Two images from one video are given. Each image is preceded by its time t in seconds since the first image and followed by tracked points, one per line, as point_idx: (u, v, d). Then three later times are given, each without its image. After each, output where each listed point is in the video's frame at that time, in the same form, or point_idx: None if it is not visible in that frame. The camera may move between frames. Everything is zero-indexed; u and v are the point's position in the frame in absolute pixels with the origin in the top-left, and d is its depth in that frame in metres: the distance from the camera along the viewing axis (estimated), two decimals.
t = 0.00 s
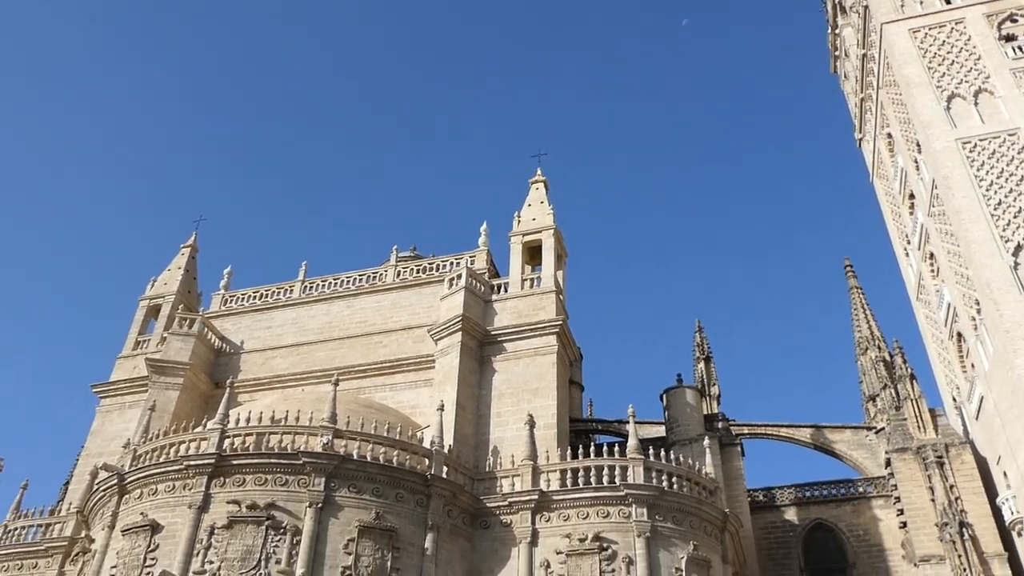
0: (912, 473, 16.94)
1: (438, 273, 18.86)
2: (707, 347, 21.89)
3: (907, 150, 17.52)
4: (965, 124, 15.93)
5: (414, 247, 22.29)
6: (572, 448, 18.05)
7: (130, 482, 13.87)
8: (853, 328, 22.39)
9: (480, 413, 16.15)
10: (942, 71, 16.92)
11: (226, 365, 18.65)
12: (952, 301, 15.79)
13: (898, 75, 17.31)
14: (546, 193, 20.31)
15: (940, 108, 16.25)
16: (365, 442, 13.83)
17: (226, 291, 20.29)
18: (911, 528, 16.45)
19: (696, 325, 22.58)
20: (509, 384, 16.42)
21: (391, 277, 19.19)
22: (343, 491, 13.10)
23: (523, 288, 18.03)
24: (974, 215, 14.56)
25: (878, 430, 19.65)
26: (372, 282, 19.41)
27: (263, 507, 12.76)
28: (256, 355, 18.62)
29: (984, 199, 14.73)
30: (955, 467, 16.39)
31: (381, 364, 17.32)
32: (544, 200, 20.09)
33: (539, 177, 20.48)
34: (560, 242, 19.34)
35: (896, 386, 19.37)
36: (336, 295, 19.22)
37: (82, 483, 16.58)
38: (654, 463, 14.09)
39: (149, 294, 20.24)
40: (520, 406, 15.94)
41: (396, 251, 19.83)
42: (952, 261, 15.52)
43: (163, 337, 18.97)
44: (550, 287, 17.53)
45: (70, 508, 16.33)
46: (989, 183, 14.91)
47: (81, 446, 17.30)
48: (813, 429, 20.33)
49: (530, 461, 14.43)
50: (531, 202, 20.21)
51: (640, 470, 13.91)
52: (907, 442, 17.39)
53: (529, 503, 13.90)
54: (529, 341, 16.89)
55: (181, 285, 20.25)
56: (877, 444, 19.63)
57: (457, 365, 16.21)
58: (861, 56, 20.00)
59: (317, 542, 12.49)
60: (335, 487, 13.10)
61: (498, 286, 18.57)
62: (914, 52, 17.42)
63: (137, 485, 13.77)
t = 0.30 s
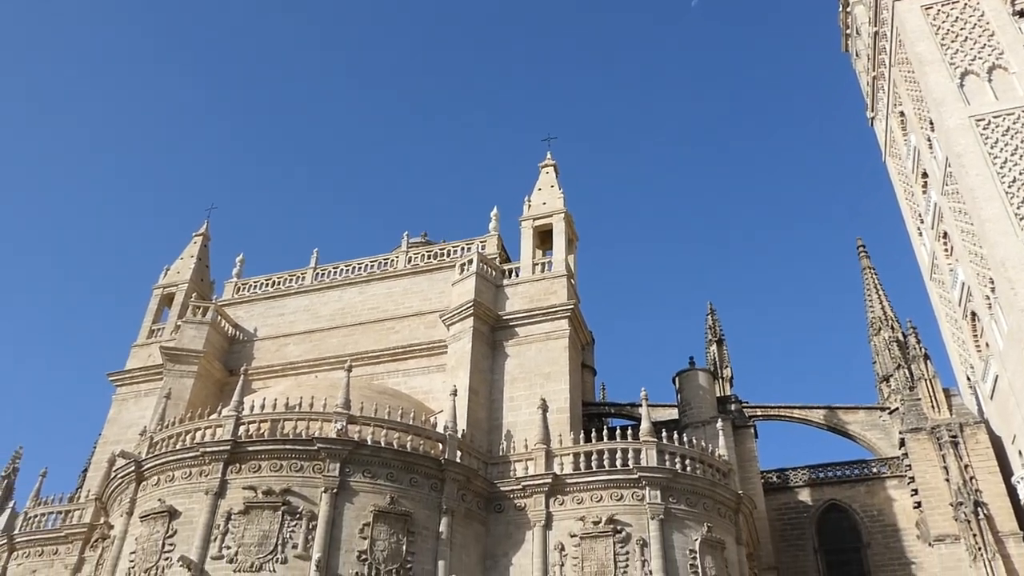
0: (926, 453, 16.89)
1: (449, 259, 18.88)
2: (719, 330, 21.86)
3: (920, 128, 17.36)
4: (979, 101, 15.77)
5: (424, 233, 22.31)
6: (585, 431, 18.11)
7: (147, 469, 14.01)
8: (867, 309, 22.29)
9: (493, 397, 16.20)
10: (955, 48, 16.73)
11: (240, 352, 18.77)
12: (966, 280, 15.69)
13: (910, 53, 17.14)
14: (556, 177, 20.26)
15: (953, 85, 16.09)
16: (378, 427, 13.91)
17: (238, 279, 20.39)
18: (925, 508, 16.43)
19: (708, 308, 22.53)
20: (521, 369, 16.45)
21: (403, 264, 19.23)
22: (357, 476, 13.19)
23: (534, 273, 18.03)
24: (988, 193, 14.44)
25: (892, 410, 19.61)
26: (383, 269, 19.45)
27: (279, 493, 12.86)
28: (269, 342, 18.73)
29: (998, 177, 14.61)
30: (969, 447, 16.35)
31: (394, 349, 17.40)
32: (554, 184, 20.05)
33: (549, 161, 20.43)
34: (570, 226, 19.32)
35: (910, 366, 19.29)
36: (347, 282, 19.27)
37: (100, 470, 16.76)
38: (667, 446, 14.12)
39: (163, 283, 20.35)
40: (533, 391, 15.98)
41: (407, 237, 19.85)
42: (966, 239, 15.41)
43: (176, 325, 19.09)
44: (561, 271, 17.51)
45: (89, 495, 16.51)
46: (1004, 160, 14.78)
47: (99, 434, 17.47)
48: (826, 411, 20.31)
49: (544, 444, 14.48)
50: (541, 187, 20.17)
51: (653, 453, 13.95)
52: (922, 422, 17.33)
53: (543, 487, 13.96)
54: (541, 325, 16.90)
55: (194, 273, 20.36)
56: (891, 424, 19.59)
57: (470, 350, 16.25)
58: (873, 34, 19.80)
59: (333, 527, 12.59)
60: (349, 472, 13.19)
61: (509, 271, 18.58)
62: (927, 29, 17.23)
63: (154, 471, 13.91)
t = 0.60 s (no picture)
0: (943, 433, 16.82)
1: (462, 247, 18.89)
2: (733, 313, 21.80)
3: (934, 107, 17.20)
4: (994, 78, 15.60)
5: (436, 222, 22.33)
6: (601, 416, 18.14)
7: (167, 459, 14.13)
8: (882, 290, 22.16)
9: (508, 384, 16.24)
10: (970, 25, 16.54)
11: (256, 342, 18.88)
12: (983, 259, 15.58)
13: (924, 30, 16.95)
14: (567, 163, 20.21)
15: (967, 62, 15.92)
16: (395, 415, 13.98)
17: (253, 270, 20.47)
18: (943, 489, 16.37)
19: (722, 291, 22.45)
20: (536, 355, 16.47)
21: (415, 252, 19.25)
22: (374, 464, 13.27)
23: (547, 259, 18.02)
24: (1004, 171, 14.32)
25: (909, 391, 19.53)
26: (396, 257, 19.48)
27: (297, 481, 12.96)
28: (284, 332, 18.82)
29: (1014, 154, 14.47)
30: (987, 427, 16.27)
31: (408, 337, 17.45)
32: (566, 169, 20.00)
33: (560, 147, 20.37)
34: (583, 212, 19.28)
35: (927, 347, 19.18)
36: (361, 271, 19.32)
37: (121, 461, 16.93)
38: (683, 430, 14.13)
39: (178, 274, 20.47)
40: (547, 376, 16.00)
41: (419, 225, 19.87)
42: (982, 218, 15.29)
43: (192, 316, 19.21)
44: (574, 257, 17.49)
45: (110, 485, 16.68)
46: (1020, 138, 14.64)
47: (118, 425, 17.64)
48: (842, 392, 20.25)
49: (559, 430, 14.52)
50: (553, 173, 20.13)
51: (669, 437, 13.97)
52: (938, 402, 17.25)
53: (560, 472, 14.01)
54: (555, 311, 16.90)
55: (208, 265, 20.46)
56: (908, 405, 19.51)
57: (484, 337, 16.29)
58: (886, 12, 19.59)
59: (351, 514, 12.69)
60: (366, 460, 13.27)
61: (522, 257, 18.57)
62: (941, 6, 17.03)
63: (174, 461, 14.03)
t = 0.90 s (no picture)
0: (977, 422, 16.63)
1: (486, 241, 18.91)
2: (760, 303, 21.65)
3: (963, 91, 16.94)
4: None
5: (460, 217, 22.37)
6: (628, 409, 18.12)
7: (199, 458, 14.33)
8: (912, 277, 21.89)
9: (534, 377, 16.26)
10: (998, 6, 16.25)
11: (284, 340, 19.06)
12: (1014, 244, 15.35)
13: (951, 14, 16.69)
14: (591, 155, 20.15)
15: (996, 45, 15.65)
16: (422, 410, 14.06)
17: (279, 269, 20.65)
18: (977, 478, 16.14)
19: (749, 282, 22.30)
20: (562, 348, 16.47)
21: (440, 247, 19.31)
22: (403, 460, 13.36)
23: (572, 252, 17.99)
24: None
25: (940, 379, 19.29)
26: (421, 253, 19.55)
27: (327, 477, 13.07)
28: (312, 329, 18.98)
29: None
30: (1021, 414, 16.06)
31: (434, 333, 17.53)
32: (589, 162, 19.94)
33: (583, 139, 20.32)
34: (606, 204, 19.22)
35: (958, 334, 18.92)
36: (386, 268, 19.42)
37: (154, 460, 17.19)
38: (711, 422, 14.07)
39: (206, 275, 20.70)
40: (574, 370, 16.00)
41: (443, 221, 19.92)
42: (1013, 203, 15.05)
43: (221, 316, 19.42)
44: (599, 249, 17.45)
45: (145, 484, 16.95)
46: None
47: (152, 424, 17.91)
48: (872, 381, 20.06)
49: (586, 423, 14.52)
50: (576, 166, 20.08)
51: (696, 429, 13.92)
52: (971, 390, 17.07)
53: (588, 465, 14.02)
54: (580, 305, 16.89)
55: (236, 265, 20.67)
56: (940, 394, 19.28)
57: (510, 331, 16.32)
58: None
59: (381, 509, 12.79)
60: (395, 456, 13.37)
61: (546, 251, 18.56)
62: None
63: (206, 459, 14.22)
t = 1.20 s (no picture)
0: (1002, 401, 16.50)
1: (505, 227, 18.91)
2: (781, 285, 21.54)
3: (986, 67, 16.69)
4: None
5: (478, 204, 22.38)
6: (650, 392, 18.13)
7: (225, 446, 14.48)
8: (935, 256, 21.68)
9: (555, 362, 16.29)
10: None
11: (306, 329, 19.19)
12: None
13: None
14: (608, 139, 20.06)
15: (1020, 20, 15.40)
16: (444, 396, 14.13)
17: (299, 258, 20.75)
18: (1004, 458, 15.97)
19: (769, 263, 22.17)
20: (582, 332, 16.47)
21: (459, 234, 19.33)
22: (426, 445, 13.45)
23: (590, 237, 17.95)
24: None
25: (964, 359, 19.13)
26: (440, 240, 19.58)
27: (351, 464, 13.18)
28: (333, 318, 19.09)
29: None
30: None
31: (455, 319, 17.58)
32: (607, 145, 19.85)
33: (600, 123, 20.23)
34: (625, 188, 19.15)
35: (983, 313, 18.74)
36: (406, 256, 19.47)
37: (181, 449, 17.40)
38: (733, 404, 14.04)
39: (227, 266, 20.85)
40: (595, 354, 16.00)
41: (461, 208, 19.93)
42: None
43: (243, 306, 19.57)
44: (618, 233, 17.40)
45: (172, 473, 17.16)
46: None
47: (177, 414, 18.12)
48: (895, 362, 19.94)
49: (608, 407, 14.55)
50: (593, 149, 20.00)
51: (718, 411, 13.90)
52: (996, 369, 16.93)
53: (610, 449, 14.05)
54: (600, 289, 16.86)
55: (256, 255, 20.79)
56: (964, 373, 19.13)
57: (530, 317, 16.34)
58: None
59: (405, 494, 12.89)
60: (418, 442, 13.45)
61: (565, 236, 18.53)
62: None
63: (231, 448, 14.37)
